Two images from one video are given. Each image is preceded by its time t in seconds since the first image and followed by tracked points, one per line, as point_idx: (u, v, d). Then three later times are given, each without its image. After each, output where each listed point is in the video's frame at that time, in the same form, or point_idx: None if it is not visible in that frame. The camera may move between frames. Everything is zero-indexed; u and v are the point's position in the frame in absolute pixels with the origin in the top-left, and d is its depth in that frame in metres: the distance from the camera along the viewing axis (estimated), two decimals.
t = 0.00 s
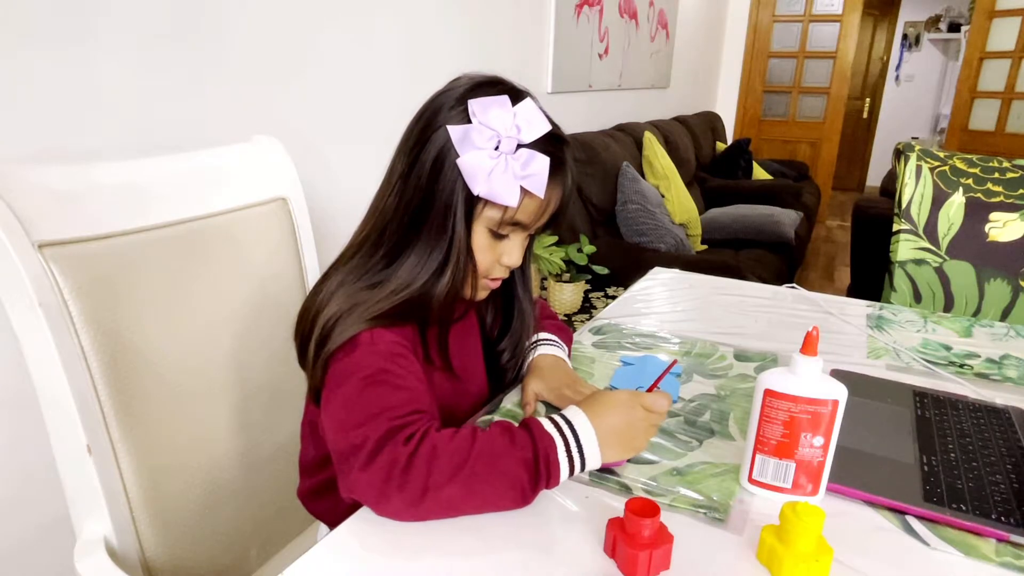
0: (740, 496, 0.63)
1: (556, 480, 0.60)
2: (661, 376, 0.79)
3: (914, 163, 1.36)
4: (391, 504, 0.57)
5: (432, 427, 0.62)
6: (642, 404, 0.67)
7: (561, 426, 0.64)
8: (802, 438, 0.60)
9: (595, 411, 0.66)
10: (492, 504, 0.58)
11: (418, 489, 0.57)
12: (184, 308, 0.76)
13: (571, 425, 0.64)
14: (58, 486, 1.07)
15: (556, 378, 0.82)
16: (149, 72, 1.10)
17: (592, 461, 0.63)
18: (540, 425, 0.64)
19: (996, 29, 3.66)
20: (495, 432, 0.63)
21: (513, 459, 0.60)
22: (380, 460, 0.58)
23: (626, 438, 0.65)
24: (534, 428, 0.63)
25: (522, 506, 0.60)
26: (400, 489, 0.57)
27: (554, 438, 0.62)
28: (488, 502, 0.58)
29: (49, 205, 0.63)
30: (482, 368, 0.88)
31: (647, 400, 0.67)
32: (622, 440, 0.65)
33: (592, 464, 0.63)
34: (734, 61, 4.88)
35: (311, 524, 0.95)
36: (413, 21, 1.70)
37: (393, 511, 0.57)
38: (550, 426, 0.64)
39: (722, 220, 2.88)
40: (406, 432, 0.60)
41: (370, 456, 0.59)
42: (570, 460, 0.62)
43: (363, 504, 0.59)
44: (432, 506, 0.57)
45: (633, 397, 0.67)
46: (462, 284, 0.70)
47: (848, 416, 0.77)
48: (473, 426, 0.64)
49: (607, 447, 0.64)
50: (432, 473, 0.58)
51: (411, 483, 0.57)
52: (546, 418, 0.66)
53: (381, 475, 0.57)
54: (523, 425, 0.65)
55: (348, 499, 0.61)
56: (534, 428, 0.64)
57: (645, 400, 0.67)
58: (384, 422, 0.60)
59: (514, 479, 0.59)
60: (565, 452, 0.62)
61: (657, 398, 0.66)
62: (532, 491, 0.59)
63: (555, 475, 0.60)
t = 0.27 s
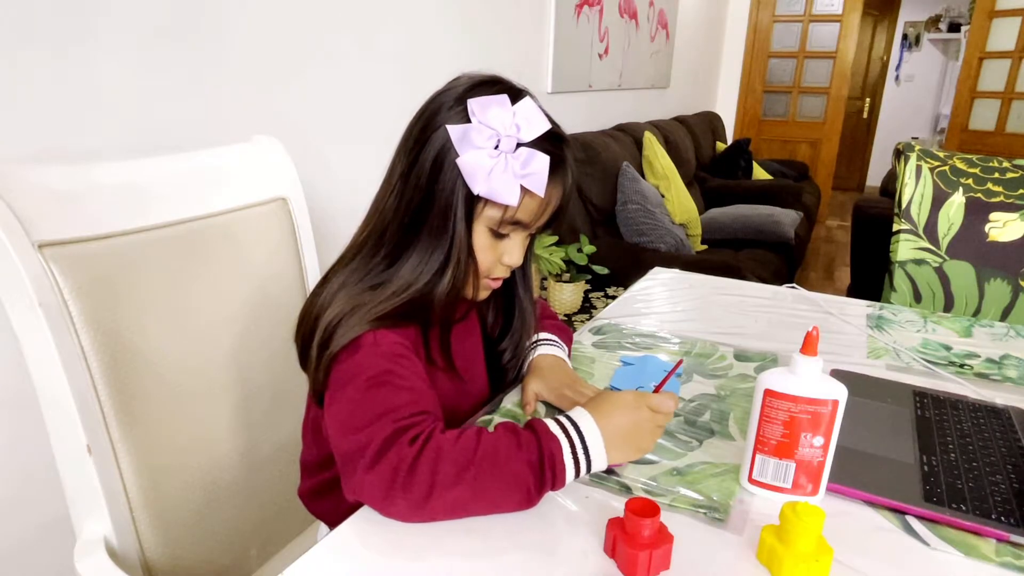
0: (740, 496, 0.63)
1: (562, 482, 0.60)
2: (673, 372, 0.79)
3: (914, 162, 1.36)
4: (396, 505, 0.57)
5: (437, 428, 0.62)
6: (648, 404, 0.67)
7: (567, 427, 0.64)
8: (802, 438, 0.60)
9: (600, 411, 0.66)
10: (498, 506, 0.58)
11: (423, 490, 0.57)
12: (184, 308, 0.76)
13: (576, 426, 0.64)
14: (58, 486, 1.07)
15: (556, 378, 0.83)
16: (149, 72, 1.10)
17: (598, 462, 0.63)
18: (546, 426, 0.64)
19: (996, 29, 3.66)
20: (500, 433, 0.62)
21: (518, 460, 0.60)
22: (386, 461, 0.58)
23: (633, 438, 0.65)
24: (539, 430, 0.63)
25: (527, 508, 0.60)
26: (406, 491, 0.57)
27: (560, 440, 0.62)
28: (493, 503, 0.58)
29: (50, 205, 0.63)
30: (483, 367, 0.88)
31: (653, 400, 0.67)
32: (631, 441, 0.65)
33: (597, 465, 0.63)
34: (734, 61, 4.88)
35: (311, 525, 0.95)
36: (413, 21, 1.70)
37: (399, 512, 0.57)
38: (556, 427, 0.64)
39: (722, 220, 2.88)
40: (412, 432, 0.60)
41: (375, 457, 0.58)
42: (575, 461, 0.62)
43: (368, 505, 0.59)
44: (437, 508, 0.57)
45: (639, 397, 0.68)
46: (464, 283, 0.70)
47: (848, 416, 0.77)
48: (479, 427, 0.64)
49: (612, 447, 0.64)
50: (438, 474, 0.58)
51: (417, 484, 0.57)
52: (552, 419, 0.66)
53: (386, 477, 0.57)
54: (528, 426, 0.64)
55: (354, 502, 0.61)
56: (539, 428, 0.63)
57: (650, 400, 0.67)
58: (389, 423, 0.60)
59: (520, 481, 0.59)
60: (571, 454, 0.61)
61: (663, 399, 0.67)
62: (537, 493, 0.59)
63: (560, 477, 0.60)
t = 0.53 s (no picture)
0: (740, 496, 0.63)
1: (565, 484, 0.60)
2: (678, 371, 0.79)
3: (914, 162, 1.36)
4: (399, 507, 0.57)
5: (439, 429, 0.62)
6: (653, 406, 0.67)
7: (570, 429, 0.64)
8: (802, 438, 0.60)
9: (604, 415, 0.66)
10: (501, 507, 0.58)
11: (425, 492, 0.57)
12: (184, 309, 0.76)
13: (580, 428, 0.64)
14: (57, 486, 1.07)
15: (556, 378, 0.83)
16: (149, 72, 1.10)
17: (601, 463, 0.63)
18: (550, 428, 0.64)
19: (996, 29, 3.66)
20: (504, 435, 0.62)
21: (521, 462, 0.60)
22: (388, 463, 0.58)
23: (638, 440, 0.65)
24: (543, 431, 0.63)
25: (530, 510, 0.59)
26: (408, 492, 0.57)
27: (564, 441, 0.62)
28: (495, 505, 0.58)
29: (50, 205, 0.63)
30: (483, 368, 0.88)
31: (658, 402, 0.67)
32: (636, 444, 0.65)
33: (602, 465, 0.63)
34: (734, 61, 4.88)
35: (311, 525, 0.95)
36: (413, 21, 1.70)
37: (401, 514, 0.57)
38: (559, 429, 0.64)
39: (722, 220, 2.88)
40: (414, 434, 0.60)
41: (377, 459, 0.58)
42: (579, 462, 0.61)
43: (370, 507, 0.59)
44: (440, 509, 0.57)
45: (643, 399, 0.68)
46: (464, 284, 0.70)
47: (848, 416, 0.77)
48: (481, 428, 0.64)
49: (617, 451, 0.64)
50: (440, 476, 0.58)
51: (419, 486, 0.57)
52: (555, 420, 0.66)
53: (389, 479, 0.57)
54: (532, 428, 0.64)
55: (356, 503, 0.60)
56: (543, 430, 0.63)
57: (654, 402, 0.67)
58: (390, 424, 0.60)
59: (523, 482, 0.59)
60: (575, 455, 0.61)
61: (668, 400, 0.67)
62: (540, 494, 0.59)
63: (564, 478, 0.60)
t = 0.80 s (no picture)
0: (740, 496, 0.63)
1: (560, 474, 0.60)
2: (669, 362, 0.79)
3: (914, 162, 1.36)
4: (396, 508, 0.57)
5: (433, 428, 0.62)
6: (647, 390, 0.67)
7: (563, 419, 0.63)
8: (802, 438, 0.60)
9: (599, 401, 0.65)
10: (498, 502, 0.58)
11: (422, 492, 0.57)
12: (184, 308, 0.76)
13: (573, 417, 0.63)
14: (57, 486, 1.07)
15: (556, 378, 0.83)
16: (149, 72, 1.10)
17: (596, 451, 0.62)
18: (542, 420, 0.63)
19: (996, 29, 3.66)
20: (496, 428, 0.62)
21: (516, 458, 0.60)
22: (384, 464, 0.58)
23: (633, 425, 0.65)
24: (535, 424, 0.63)
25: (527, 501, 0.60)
26: (405, 493, 0.57)
27: (556, 434, 0.62)
28: (493, 501, 0.58)
29: (50, 205, 0.63)
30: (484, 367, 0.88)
31: (653, 386, 0.67)
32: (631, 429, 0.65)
33: (597, 453, 0.63)
34: (734, 61, 4.88)
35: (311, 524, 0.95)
36: (414, 20, 1.70)
37: (398, 514, 0.57)
38: (551, 419, 0.63)
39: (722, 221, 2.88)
40: (409, 433, 0.60)
41: (373, 460, 0.58)
42: (573, 453, 0.61)
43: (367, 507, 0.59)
44: (437, 508, 0.57)
45: (638, 383, 0.67)
46: (465, 283, 0.70)
47: (848, 416, 0.77)
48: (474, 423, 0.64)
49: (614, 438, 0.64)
50: (436, 475, 0.58)
51: (415, 486, 0.57)
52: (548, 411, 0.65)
53: (385, 480, 0.57)
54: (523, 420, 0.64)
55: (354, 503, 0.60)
56: (534, 422, 0.63)
57: (649, 387, 0.67)
58: (386, 425, 0.59)
59: (518, 476, 0.59)
60: (569, 448, 0.61)
61: (663, 385, 0.67)
62: (536, 487, 0.59)
63: (558, 471, 0.60)
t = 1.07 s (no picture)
0: (740, 496, 0.63)
1: (539, 476, 0.59)
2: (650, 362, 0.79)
3: (914, 163, 1.36)
4: (373, 513, 0.56)
5: (410, 432, 0.60)
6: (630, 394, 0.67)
7: (541, 421, 0.62)
8: (802, 438, 0.60)
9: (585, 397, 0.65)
10: (477, 507, 0.57)
11: (400, 497, 0.56)
12: (184, 309, 0.76)
13: (551, 418, 0.62)
14: (58, 486, 1.07)
15: (556, 378, 0.83)
16: (149, 72, 1.10)
17: (575, 453, 0.61)
18: (520, 424, 0.62)
19: (996, 29, 3.67)
20: (474, 431, 0.61)
21: (494, 462, 0.58)
22: (362, 468, 0.57)
23: (610, 428, 0.64)
24: (512, 428, 0.61)
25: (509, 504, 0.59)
26: (382, 501, 0.56)
27: (534, 438, 0.60)
28: (472, 504, 0.57)
29: (50, 206, 0.63)
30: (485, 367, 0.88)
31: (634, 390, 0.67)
32: (605, 433, 0.64)
33: (577, 456, 0.61)
34: (734, 61, 4.88)
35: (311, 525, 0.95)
36: (414, 20, 1.70)
37: (377, 519, 0.56)
38: (529, 422, 0.62)
39: (722, 220, 2.88)
40: (385, 438, 0.58)
41: (351, 464, 0.57)
42: (551, 455, 0.60)
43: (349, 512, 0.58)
44: (415, 513, 0.56)
45: (623, 384, 0.68)
46: (466, 282, 0.70)
47: (848, 416, 0.77)
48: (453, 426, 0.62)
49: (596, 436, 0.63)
50: (413, 480, 0.56)
51: (392, 491, 0.56)
52: (527, 413, 0.64)
53: (362, 488, 0.56)
54: (500, 424, 0.63)
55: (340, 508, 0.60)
56: (512, 426, 0.61)
57: (633, 390, 0.68)
58: (366, 429, 0.59)
59: (495, 480, 0.58)
60: (547, 453, 0.60)
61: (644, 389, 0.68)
62: (515, 490, 0.58)
63: (537, 474, 0.59)
